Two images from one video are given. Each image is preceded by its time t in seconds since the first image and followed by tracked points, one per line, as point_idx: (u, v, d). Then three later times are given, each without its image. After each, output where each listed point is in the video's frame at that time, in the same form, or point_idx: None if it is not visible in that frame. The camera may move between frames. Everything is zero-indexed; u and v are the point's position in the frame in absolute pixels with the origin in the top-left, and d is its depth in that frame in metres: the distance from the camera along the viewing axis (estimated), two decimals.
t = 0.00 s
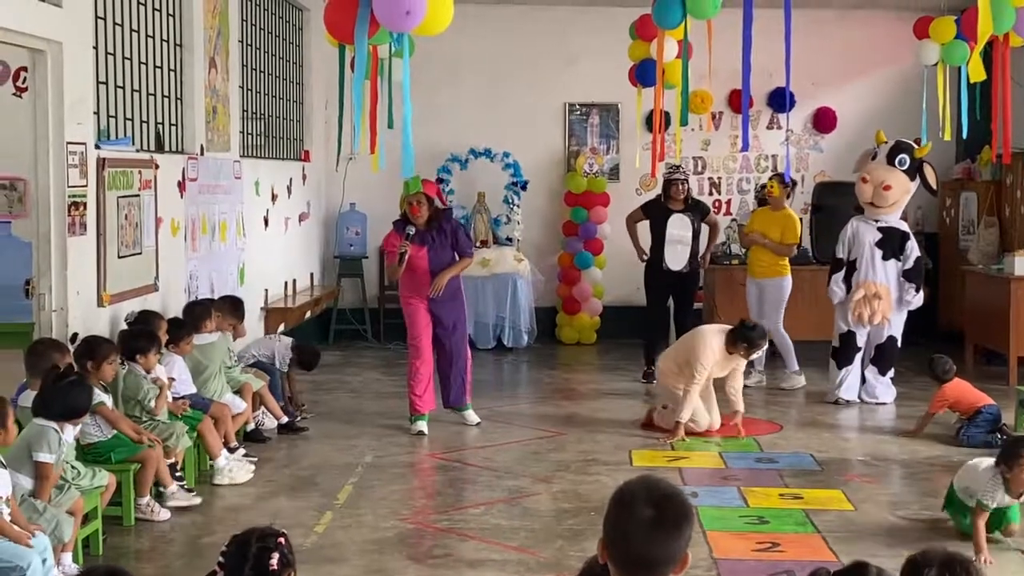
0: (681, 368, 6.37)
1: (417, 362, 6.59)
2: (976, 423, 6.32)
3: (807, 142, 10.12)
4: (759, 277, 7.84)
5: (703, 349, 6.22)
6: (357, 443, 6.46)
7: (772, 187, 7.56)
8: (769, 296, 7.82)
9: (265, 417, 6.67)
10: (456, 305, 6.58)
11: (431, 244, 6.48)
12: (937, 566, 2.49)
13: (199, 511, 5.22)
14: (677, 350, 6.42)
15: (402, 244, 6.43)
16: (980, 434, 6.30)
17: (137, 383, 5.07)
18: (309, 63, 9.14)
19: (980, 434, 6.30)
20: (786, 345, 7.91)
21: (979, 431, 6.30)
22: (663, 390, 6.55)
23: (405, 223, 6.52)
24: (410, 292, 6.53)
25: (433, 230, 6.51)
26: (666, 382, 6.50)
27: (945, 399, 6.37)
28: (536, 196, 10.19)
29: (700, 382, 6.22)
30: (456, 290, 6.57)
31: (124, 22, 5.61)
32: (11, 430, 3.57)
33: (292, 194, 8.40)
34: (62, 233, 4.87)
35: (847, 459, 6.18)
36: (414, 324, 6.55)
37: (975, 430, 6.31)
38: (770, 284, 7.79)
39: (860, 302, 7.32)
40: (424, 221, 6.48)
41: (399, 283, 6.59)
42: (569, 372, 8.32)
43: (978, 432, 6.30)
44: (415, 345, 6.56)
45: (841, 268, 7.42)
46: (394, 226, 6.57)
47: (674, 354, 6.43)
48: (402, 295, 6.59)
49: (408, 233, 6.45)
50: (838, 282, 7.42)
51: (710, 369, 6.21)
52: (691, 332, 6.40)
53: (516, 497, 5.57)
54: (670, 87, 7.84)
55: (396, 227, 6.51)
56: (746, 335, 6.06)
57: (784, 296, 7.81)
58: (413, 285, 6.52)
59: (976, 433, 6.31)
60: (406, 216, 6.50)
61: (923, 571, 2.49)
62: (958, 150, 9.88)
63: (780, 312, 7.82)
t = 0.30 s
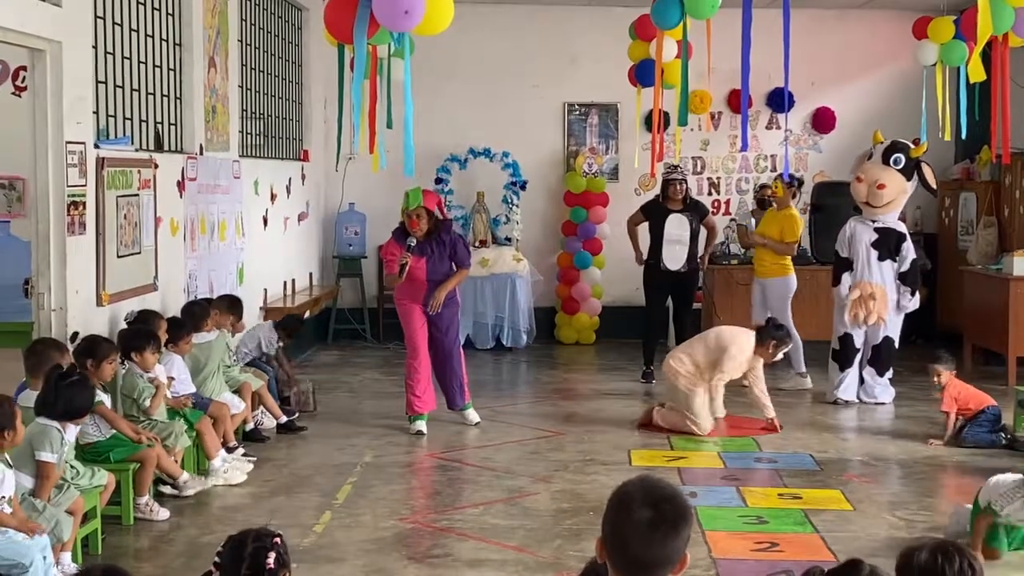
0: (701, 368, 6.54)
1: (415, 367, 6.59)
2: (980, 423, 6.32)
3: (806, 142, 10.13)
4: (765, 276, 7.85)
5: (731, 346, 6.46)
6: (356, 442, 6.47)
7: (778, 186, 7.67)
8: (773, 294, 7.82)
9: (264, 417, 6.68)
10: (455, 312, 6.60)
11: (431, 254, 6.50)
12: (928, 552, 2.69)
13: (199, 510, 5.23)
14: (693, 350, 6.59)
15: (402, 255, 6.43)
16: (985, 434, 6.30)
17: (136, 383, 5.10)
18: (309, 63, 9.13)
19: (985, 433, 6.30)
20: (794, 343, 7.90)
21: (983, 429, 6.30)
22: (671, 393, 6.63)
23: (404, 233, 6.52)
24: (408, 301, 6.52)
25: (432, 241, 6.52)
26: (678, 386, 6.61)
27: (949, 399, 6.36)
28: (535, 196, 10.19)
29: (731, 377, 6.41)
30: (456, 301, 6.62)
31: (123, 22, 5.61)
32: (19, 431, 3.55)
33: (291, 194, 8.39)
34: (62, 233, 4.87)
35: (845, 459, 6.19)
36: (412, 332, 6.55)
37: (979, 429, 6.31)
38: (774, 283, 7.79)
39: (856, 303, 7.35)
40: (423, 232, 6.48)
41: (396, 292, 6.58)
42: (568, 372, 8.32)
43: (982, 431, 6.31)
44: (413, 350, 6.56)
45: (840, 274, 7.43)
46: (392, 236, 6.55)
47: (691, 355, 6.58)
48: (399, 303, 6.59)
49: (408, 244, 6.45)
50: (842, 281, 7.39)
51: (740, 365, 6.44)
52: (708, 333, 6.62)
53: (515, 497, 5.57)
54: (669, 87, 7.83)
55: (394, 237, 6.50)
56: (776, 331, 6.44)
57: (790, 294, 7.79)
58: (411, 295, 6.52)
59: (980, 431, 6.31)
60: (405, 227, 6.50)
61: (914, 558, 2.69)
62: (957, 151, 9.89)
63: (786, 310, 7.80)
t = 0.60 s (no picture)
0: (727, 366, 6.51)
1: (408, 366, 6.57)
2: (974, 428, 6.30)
3: (800, 141, 10.14)
4: (774, 276, 7.87)
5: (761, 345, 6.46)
6: (350, 441, 6.47)
7: (782, 185, 7.68)
8: (785, 293, 7.82)
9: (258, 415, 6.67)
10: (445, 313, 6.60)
11: (431, 253, 6.48)
12: (918, 549, 2.71)
13: (192, 509, 5.22)
14: (717, 348, 6.55)
15: (405, 255, 6.38)
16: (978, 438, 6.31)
17: (127, 381, 5.07)
18: (302, 61, 9.12)
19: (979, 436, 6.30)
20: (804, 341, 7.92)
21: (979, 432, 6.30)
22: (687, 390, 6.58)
23: (405, 233, 6.46)
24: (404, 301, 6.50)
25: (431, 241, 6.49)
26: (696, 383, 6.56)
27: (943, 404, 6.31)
28: (529, 195, 10.19)
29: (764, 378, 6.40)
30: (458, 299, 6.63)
31: (116, 19, 5.60)
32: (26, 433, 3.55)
33: (285, 192, 8.38)
34: (54, 231, 4.86)
35: (838, 458, 6.19)
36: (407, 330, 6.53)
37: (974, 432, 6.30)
38: (786, 282, 7.80)
39: (848, 302, 7.38)
40: (425, 233, 6.44)
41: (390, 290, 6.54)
42: (562, 371, 8.32)
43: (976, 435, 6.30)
44: (408, 349, 6.54)
45: (832, 271, 7.45)
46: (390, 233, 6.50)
47: (714, 353, 6.54)
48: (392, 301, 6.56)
49: (411, 244, 6.40)
50: (834, 280, 7.42)
51: (774, 366, 6.45)
52: (730, 330, 6.58)
53: (509, 495, 5.57)
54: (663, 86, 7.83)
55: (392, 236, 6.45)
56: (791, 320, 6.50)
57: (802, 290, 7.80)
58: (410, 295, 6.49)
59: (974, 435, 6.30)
60: (407, 226, 6.44)
61: (905, 555, 2.71)
62: (950, 150, 9.90)
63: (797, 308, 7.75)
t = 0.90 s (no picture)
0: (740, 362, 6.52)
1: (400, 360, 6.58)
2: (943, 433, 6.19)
3: (787, 141, 10.16)
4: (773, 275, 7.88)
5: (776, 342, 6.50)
6: (338, 440, 6.46)
7: (777, 185, 7.67)
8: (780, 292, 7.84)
9: (245, 414, 6.65)
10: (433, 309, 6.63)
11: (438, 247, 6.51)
12: (903, 548, 2.75)
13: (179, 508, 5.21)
14: (731, 345, 6.56)
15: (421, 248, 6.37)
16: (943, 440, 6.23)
17: (115, 377, 5.07)
18: (290, 60, 9.11)
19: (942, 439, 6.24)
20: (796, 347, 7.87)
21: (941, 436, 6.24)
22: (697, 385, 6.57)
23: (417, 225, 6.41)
24: (402, 294, 6.47)
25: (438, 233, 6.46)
26: (708, 378, 6.56)
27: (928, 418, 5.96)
28: (518, 194, 10.19)
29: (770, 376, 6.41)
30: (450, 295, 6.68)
31: (103, 17, 5.58)
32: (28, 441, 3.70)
33: (272, 191, 8.37)
34: (40, 229, 4.85)
35: (825, 456, 6.21)
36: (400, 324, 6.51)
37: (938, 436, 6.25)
38: (782, 282, 7.82)
39: (835, 300, 7.42)
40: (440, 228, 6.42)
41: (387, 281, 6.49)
42: (550, 369, 8.33)
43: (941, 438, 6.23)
44: (399, 343, 6.53)
45: (819, 268, 7.48)
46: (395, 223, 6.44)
47: (727, 349, 6.54)
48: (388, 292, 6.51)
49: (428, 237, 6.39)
50: (819, 277, 7.48)
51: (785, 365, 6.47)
52: (743, 327, 6.61)
53: (497, 494, 5.57)
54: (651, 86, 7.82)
55: (398, 227, 6.40)
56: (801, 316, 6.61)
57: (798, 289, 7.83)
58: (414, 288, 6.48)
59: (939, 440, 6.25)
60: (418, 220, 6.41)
61: (889, 553, 2.76)
62: (937, 150, 9.94)
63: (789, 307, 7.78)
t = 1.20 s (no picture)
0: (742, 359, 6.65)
1: (392, 357, 6.55)
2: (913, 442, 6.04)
3: (768, 140, 10.19)
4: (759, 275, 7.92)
5: (772, 339, 6.62)
6: (320, 439, 6.45)
7: (768, 186, 7.71)
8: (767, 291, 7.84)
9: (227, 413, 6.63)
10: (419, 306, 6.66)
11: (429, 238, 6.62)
12: (881, 547, 2.75)
13: (159, 507, 5.20)
14: (732, 341, 6.70)
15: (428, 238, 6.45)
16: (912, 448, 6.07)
17: (97, 376, 5.06)
18: (271, 58, 9.09)
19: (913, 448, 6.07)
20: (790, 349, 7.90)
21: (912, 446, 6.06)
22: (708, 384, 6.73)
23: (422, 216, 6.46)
24: (405, 287, 6.47)
25: (435, 221, 6.55)
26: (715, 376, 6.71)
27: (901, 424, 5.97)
28: (500, 193, 10.19)
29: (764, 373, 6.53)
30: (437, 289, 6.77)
31: (84, 15, 5.56)
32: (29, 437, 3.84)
33: (254, 189, 8.35)
34: (19, 228, 4.83)
35: (805, 455, 6.23)
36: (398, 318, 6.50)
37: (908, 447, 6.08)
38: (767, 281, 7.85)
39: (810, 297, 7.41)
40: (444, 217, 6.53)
41: (390, 274, 6.46)
42: (532, 368, 8.33)
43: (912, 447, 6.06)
44: (396, 338, 6.50)
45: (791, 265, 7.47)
46: (401, 215, 6.43)
47: (727, 346, 6.69)
48: (389, 286, 6.47)
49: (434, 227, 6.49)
50: (795, 270, 7.42)
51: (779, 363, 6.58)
52: (745, 325, 6.73)
53: (478, 493, 5.57)
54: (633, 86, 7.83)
55: (407, 219, 6.41)
56: (799, 314, 6.59)
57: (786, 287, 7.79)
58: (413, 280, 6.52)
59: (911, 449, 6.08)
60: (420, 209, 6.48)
61: (867, 553, 2.75)
62: (917, 150, 9.98)
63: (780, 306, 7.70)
